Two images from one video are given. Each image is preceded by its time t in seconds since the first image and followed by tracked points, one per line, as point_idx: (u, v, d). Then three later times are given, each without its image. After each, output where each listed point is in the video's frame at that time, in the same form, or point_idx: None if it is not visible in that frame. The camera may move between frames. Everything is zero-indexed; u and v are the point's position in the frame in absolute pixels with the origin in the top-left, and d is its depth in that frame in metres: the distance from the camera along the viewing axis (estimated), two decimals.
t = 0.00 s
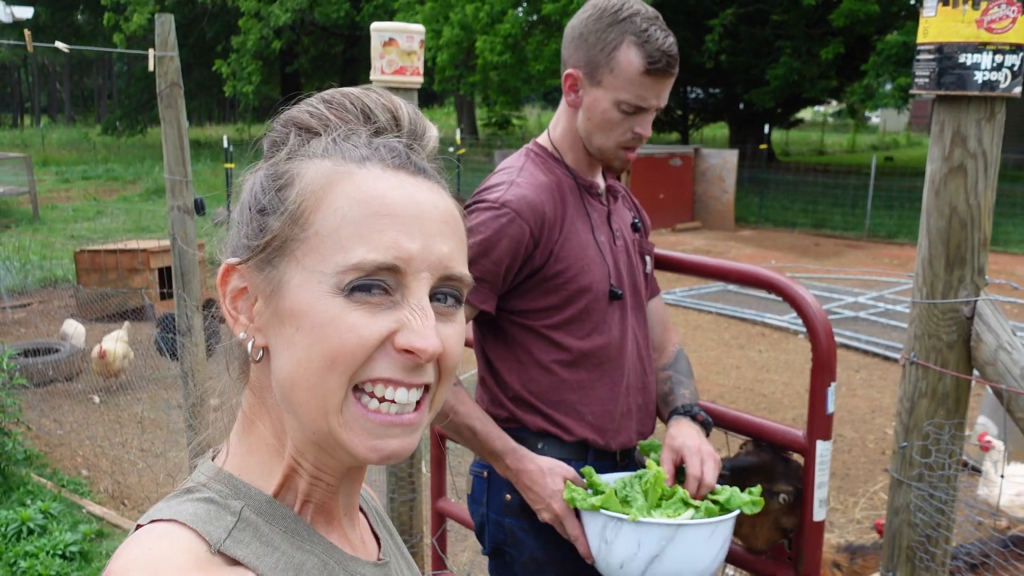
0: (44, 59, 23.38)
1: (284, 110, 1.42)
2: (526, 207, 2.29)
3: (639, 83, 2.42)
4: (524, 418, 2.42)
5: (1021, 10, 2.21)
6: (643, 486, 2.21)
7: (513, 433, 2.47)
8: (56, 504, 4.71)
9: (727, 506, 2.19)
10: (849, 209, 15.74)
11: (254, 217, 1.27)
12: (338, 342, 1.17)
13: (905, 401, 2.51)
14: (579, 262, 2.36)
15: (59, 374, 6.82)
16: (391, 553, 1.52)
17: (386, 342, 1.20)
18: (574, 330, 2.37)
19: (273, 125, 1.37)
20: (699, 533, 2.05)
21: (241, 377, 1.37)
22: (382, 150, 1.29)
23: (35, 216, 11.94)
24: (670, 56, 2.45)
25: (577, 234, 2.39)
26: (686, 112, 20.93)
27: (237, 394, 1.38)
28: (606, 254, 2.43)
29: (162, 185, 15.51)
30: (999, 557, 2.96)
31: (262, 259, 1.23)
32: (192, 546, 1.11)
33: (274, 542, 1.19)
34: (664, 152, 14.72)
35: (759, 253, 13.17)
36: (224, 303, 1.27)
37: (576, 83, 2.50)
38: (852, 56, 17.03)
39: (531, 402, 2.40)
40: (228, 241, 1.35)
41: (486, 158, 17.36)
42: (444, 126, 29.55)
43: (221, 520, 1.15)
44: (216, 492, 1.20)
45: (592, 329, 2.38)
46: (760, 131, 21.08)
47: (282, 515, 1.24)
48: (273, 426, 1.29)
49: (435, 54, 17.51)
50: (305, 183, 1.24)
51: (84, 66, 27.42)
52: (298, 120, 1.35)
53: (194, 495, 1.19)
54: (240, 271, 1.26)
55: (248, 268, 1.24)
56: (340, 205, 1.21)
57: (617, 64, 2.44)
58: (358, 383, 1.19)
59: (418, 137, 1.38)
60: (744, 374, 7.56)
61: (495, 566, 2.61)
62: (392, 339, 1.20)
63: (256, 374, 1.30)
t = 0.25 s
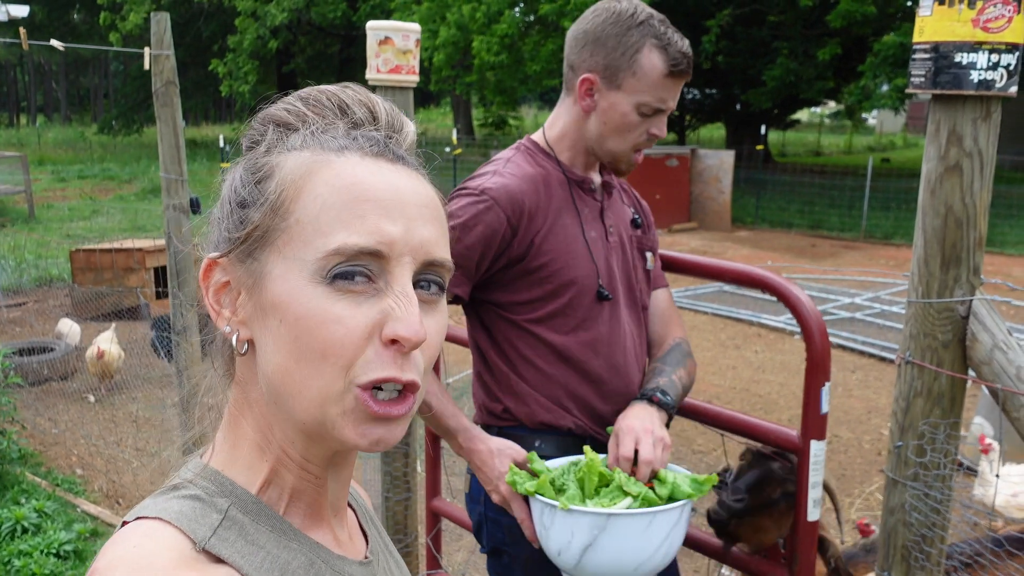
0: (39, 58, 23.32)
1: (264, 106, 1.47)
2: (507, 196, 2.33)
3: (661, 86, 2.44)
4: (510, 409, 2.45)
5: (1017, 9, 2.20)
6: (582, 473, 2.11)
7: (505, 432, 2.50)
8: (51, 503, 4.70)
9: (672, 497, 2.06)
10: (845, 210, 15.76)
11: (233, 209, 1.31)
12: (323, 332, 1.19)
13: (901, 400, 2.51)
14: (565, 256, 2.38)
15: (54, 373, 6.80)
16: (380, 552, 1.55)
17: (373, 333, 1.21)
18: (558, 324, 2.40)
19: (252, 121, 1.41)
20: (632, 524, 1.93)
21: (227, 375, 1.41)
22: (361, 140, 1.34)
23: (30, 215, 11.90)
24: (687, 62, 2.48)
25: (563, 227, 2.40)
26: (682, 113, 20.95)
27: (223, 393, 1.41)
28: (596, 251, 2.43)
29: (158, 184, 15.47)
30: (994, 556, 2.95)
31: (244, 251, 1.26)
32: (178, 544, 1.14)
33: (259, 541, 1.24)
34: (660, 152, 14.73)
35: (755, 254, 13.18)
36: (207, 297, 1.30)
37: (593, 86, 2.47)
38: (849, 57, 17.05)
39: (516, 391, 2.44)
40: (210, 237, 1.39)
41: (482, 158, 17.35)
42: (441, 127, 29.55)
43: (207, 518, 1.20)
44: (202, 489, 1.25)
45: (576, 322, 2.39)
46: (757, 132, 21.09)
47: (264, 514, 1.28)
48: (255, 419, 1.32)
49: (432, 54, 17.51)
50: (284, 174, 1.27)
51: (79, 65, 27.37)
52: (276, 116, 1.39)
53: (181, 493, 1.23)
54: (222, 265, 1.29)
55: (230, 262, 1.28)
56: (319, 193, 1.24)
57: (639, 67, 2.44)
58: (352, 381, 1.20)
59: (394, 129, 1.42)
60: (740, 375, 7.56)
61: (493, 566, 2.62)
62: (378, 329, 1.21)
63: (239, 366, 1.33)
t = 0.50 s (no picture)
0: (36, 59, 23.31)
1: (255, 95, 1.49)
2: (496, 190, 2.36)
3: (688, 100, 2.44)
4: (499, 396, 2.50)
5: (1012, 6, 2.20)
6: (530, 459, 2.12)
7: (496, 425, 2.54)
8: (48, 504, 4.70)
9: (614, 492, 2.00)
10: (842, 210, 15.78)
11: (217, 201, 1.33)
12: (305, 328, 1.19)
13: (897, 397, 2.51)
14: (556, 253, 2.40)
15: (51, 374, 6.79)
16: (367, 548, 1.55)
17: (355, 329, 1.21)
18: (546, 318, 2.43)
19: (235, 115, 1.42)
20: (567, 516, 1.91)
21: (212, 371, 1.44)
22: (343, 134, 1.35)
23: (27, 216, 11.88)
24: (713, 79, 2.48)
25: (556, 224, 2.41)
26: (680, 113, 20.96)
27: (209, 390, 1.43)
28: (590, 250, 2.43)
29: (155, 184, 15.43)
30: (992, 553, 2.96)
31: (226, 247, 1.27)
32: (162, 541, 1.15)
33: (245, 538, 1.25)
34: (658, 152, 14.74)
35: (753, 253, 13.19)
36: (190, 292, 1.30)
37: (619, 92, 2.45)
38: (846, 56, 17.06)
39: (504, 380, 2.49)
40: (194, 232, 1.41)
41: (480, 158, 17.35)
42: (439, 127, 29.56)
43: (192, 515, 1.21)
44: (187, 485, 1.26)
45: (563, 319, 2.42)
46: (755, 131, 21.11)
47: (247, 512, 1.29)
48: (239, 412, 1.33)
49: (429, 54, 17.50)
50: (266, 169, 1.28)
51: (76, 66, 27.36)
52: (257, 111, 1.40)
53: (166, 489, 1.25)
54: (204, 261, 1.30)
55: (212, 258, 1.29)
56: (300, 188, 1.25)
57: (668, 79, 2.43)
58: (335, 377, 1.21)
59: (376, 123, 1.43)
60: (738, 374, 7.57)
61: (490, 560, 2.66)
62: (360, 325, 1.22)
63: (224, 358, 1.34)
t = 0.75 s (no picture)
0: (35, 61, 23.31)
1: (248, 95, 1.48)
2: (498, 191, 2.35)
3: (694, 104, 2.44)
4: (495, 395, 2.50)
5: (1013, 4, 2.20)
6: (550, 466, 2.13)
7: (490, 420, 2.54)
8: (49, 504, 4.70)
9: (636, 495, 2.02)
10: (842, 210, 15.79)
11: (214, 202, 1.32)
12: (306, 324, 1.19)
13: (899, 395, 2.51)
14: (559, 254, 2.40)
15: (51, 375, 6.79)
16: (368, 548, 1.55)
17: (356, 324, 1.22)
18: (547, 318, 2.43)
19: (228, 116, 1.42)
20: (591, 522, 1.92)
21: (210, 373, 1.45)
22: (338, 131, 1.35)
23: (27, 217, 11.87)
24: (718, 83, 2.48)
25: (558, 225, 2.42)
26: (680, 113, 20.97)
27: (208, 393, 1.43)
28: (591, 251, 2.43)
29: (154, 185, 15.42)
30: (993, 550, 2.96)
31: (224, 246, 1.27)
32: (163, 540, 1.15)
33: (246, 537, 1.25)
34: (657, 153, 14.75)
35: (753, 253, 13.20)
36: (189, 293, 1.30)
37: (625, 99, 2.45)
38: (845, 56, 17.07)
39: (502, 378, 2.49)
40: (191, 233, 1.40)
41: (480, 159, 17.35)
42: (438, 127, 29.58)
43: (193, 514, 1.21)
44: (188, 485, 1.26)
45: (563, 320, 2.43)
46: (754, 131, 21.13)
47: (249, 511, 1.29)
48: (240, 412, 1.33)
49: (429, 54, 17.51)
50: (263, 167, 1.28)
51: (75, 67, 27.37)
52: (250, 110, 1.40)
53: (166, 489, 1.25)
54: (202, 261, 1.30)
55: (210, 257, 1.28)
56: (297, 185, 1.25)
57: (675, 84, 2.42)
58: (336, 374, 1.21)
59: (369, 119, 1.43)
60: (738, 374, 7.57)
61: (476, 552, 2.70)
62: (360, 320, 1.22)
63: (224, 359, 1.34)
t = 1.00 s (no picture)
0: (36, 62, 23.32)
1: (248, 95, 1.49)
2: (496, 193, 2.35)
3: (679, 99, 2.43)
4: (494, 398, 2.50)
5: (1012, 6, 2.21)
6: (567, 465, 2.16)
7: (489, 419, 2.54)
8: (50, 505, 4.70)
9: (656, 486, 2.11)
10: (842, 211, 15.79)
11: (215, 204, 1.32)
12: (306, 324, 1.20)
13: (899, 396, 2.51)
14: (556, 256, 2.41)
15: (52, 376, 6.79)
16: (370, 548, 1.55)
17: (354, 323, 1.22)
18: (546, 321, 2.44)
19: (229, 116, 1.43)
20: (615, 519, 1.98)
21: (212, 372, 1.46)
22: (338, 131, 1.36)
23: (28, 219, 11.88)
24: (705, 78, 2.48)
25: (555, 228, 2.42)
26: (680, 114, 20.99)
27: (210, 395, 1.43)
28: (589, 253, 2.44)
29: (155, 186, 15.42)
30: (992, 549, 2.97)
31: (225, 246, 1.28)
32: (165, 540, 1.16)
33: (248, 537, 1.25)
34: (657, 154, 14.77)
35: (753, 254, 13.21)
36: (190, 292, 1.31)
37: (610, 94, 2.46)
38: (845, 58, 17.08)
39: (500, 380, 2.49)
40: (192, 233, 1.41)
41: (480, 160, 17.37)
42: (438, 128, 29.59)
43: (196, 513, 1.21)
44: (191, 484, 1.27)
45: (561, 322, 2.43)
46: (754, 132, 21.13)
47: (251, 511, 1.29)
48: (242, 412, 1.33)
49: (429, 56, 17.53)
50: (262, 168, 1.29)
51: (75, 68, 27.38)
52: (251, 111, 1.40)
53: (169, 488, 1.25)
54: (203, 260, 1.30)
55: (211, 257, 1.29)
56: (297, 184, 1.25)
57: (659, 80, 2.42)
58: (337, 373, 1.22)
59: (370, 120, 1.44)
60: (738, 375, 7.57)
61: (475, 553, 2.71)
62: (359, 319, 1.22)
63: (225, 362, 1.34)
